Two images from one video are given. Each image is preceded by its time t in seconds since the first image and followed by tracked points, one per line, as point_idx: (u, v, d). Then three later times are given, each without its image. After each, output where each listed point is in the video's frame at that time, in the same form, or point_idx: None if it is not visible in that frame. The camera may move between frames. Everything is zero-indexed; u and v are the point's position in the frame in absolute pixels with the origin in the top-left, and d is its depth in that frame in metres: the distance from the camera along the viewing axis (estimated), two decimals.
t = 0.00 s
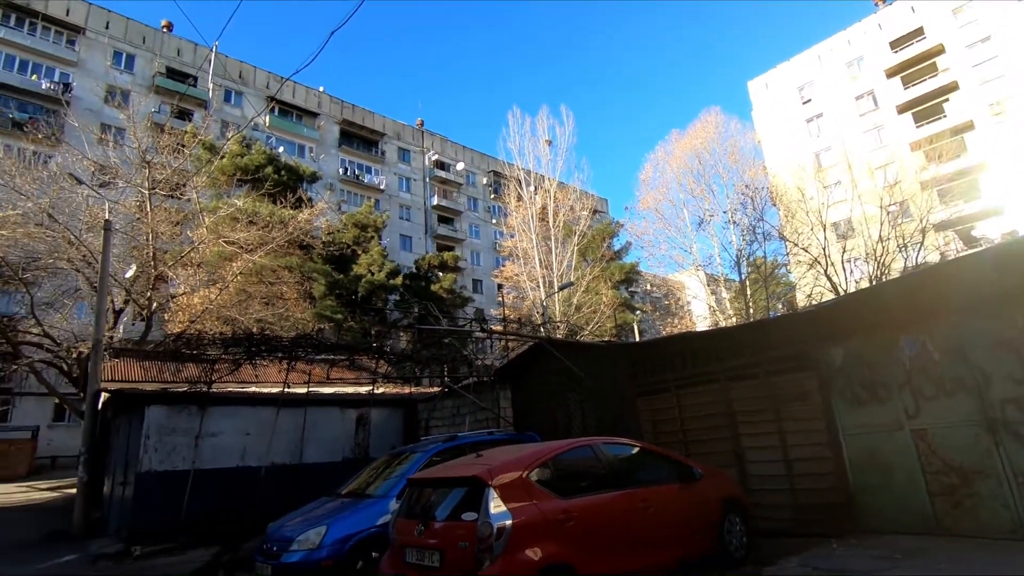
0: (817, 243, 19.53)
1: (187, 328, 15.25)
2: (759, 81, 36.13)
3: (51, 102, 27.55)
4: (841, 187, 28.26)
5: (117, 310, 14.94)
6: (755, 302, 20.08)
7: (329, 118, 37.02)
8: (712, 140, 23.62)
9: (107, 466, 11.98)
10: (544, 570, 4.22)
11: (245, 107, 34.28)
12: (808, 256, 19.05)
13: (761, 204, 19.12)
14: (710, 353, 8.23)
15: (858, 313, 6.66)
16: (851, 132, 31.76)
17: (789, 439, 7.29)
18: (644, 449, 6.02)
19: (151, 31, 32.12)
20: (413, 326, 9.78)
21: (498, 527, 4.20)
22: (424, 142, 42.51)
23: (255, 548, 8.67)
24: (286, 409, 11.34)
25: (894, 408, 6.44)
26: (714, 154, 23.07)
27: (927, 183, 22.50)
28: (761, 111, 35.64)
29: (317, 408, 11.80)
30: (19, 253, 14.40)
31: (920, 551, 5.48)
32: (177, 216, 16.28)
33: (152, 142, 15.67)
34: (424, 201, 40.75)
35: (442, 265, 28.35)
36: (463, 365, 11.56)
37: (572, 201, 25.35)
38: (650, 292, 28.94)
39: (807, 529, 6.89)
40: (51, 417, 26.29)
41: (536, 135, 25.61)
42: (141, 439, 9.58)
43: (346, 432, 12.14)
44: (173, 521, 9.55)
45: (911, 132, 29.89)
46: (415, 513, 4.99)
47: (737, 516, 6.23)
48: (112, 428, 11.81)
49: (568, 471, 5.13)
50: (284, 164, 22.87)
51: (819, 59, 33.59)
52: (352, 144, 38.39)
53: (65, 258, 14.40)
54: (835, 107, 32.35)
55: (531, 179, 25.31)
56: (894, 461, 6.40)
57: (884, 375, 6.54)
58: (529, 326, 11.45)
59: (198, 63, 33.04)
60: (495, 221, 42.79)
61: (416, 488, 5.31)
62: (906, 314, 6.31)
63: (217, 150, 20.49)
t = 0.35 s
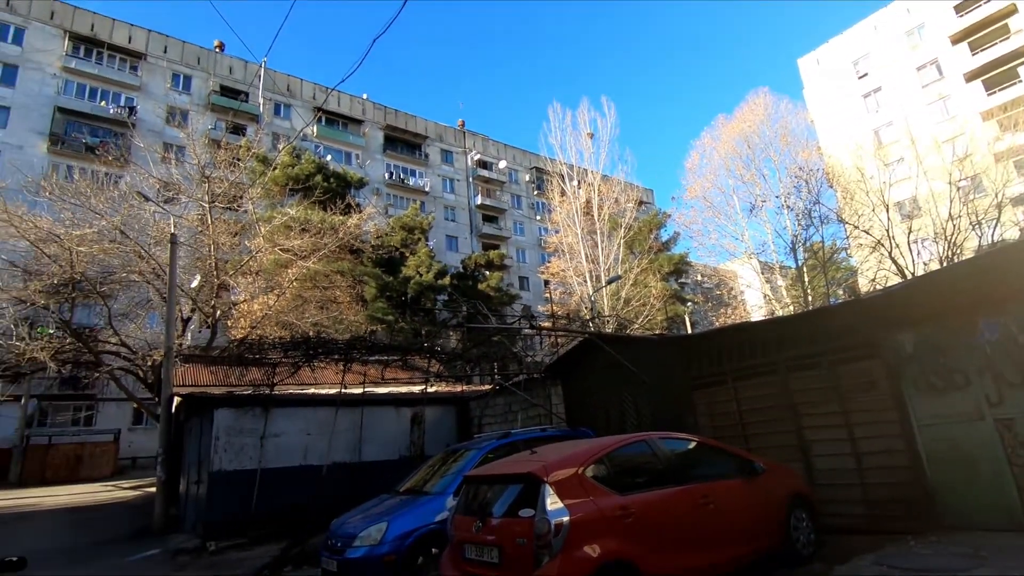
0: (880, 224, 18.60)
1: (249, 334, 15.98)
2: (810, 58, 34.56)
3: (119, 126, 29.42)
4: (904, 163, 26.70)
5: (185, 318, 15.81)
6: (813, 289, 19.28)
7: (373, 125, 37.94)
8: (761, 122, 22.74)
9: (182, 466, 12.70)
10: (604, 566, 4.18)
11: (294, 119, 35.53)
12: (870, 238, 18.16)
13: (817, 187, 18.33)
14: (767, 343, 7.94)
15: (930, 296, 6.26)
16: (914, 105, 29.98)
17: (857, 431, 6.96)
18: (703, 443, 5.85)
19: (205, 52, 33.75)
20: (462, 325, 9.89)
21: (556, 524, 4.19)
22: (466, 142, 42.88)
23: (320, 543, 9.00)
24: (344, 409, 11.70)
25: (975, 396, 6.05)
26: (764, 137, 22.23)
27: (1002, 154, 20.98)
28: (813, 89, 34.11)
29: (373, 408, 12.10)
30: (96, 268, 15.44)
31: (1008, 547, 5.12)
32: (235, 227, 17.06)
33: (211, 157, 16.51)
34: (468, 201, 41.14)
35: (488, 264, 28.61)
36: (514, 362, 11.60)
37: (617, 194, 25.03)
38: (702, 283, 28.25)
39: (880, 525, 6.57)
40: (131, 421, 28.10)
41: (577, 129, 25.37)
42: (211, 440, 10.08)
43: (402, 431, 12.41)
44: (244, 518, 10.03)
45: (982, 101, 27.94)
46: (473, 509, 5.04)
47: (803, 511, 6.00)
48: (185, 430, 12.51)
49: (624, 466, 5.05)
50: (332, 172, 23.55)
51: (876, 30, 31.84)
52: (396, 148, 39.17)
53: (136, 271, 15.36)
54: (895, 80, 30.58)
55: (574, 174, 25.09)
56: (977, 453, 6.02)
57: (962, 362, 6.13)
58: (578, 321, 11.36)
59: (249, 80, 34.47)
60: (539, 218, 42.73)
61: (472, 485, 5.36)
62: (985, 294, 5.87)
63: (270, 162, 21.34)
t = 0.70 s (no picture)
0: (945, 203, 17.52)
1: (304, 337, 16.57)
2: (862, 32, 33.08)
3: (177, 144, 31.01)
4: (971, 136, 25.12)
5: (244, 324, 16.53)
6: (874, 274, 18.36)
7: (414, 128, 38.58)
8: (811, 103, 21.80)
9: (247, 465, 13.29)
10: (663, 564, 4.11)
11: (338, 127, 36.54)
12: (936, 218, 17.11)
13: (875, 167, 17.41)
14: (827, 333, 7.61)
15: (1008, 276, 5.85)
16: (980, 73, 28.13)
17: (930, 423, 6.58)
18: (763, 437, 5.63)
19: (253, 68, 35.16)
20: (509, 323, 9.92)
21: (612, 521, 4.15)
22: (505, 140, 42.98)
23: (379, 539, 9.22)
24: (397, 409, 11.95)
25: None
26: (814, 118, 21.31)
27: None
28: (866, 64, 32.65)
29: (424, 407, 12.31)
30: (161, 280, 16.38)
31: None
32: (287, 235, 17.70)
33: (262, 168, 17.18)
34: (509, 199, 41.23)
35: (532, 261, 28.63)
36: (562, 359, 11.55)
37: (661, 184, 24.52)
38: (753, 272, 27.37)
39: (958, 522, 6.19)
40: (198, 423, 29.60)
41: (618, 120, 25.03)
42: (273, 440, 10.51)
43: (453, 429, 12.57)
44: (306, 515, 10.41)
45: None
46: (528, 506, 5.05)
47: (872, 508, 5.72)
48: (249, 431, 13.08)
49: (681, 462, 4.93)
50: (377, 177, 24.10)
51: None
52: (437, 150, 39.67)
53: (199, 280, 16.19)
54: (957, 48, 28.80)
55: (616, 166, 24.76)
56: None
57: None
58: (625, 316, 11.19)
59: (295, 92, 35.66)
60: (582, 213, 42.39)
61: (526, 482, 5.37)
62: None
63: (318, 171, 22.01)
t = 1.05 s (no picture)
0: None
1: (359, 340, 17.09)
2: None
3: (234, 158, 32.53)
4: None
5: (302, 329, 17.19)
6: (945, 257, 17.26)
7: (456, 130, 39.05)
8: (869, 79, 20.66)
9: (310, 464, 13.83)
10: (726, 563, 4.00)
11: (384, 134, 37.44)
12: (1013, 194, 15.88)
13: (943, 141, 16.31)
14: (896, 321, 7.23)
15: None
16: None
17: (1016, 414, 6.11)
18: (829, 431, 5.35)
19: (301, 81, 36.45)
20: (558, 320, 9.89)
21: (672, 519, 4.06)
22: (548, 137, 42.86)
23: (437, 536, 9.41)
24: (450, 408, 12.12)
25: None
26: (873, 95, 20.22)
27: None
28: (929, 33, 30.76)
29: (477, 405, 12.43)
30: (225, 289, 17.24)
31: None
32: (339, 241, 18.30)
33: (313, 178, 17.80)
34: (554, 195, 41.08)
35: (578, 257, 28.51)
36: (613, 355, 11.42)
37: (709, 173, 23.86)
38: (810, 259, 26.25)
39: None
40: (263, 424, 30.99)
41: (661, 110, 24.52)
42: (334, 441, 10.88)
43: (506, 427, 12.65)
44: (367, 512, 10.75)
45: None
46: (584, 503, 5.00)
47: (951, 504, 5.38)
48: (310, 431, 13.59)
49: (742, 458, 4.75)
50: (423, 180, 24.56)
51: None
52: (480, 150, 40.00)
53: (258, 288, 16.95)
54: None
55: (661, 157, 24.28)
56: None
57: None
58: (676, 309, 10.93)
59: (342, 102, 36.75)
60: (628, 206, 41.79)
61: (582, 479, 5.34)
62: None
63: (365, 177, 22.58)
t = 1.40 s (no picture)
0: None
1: (415, 340, 17.48)
2: None
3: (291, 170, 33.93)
4: None
5: (360, 331, 17.76)
6: None
7: (502, 129, 39.25)
8: (940, 45, 19.22)
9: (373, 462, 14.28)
10: (798, 560, 3.84)
11: (431, 137, 38.08)
12: None
13: None
14: (978, 303, 6.75)
15: None
16: None
17: None
18: (909, 423, 5.01)
19: (350, 91, 37.57)
20: (612, 314, 9.75)
21: (739, 515, 3.93)
22: (594, 130, 42.39)
23: (499, 532, 9.51)
24: (506, 406, 12.20)
25: None
26: (945, 63, 18.92)
27: None
28: None
29: (532, 402, 12.44)
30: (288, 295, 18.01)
31: None
32: (392, 245, 18.79)
33: (365, 184, 18.33)
34: (602, 189, 40.57)
35: (630, 250, 28.10)
36: (670, 348, 11.16)
37: (765, 156, 22.92)
38: (879, 242, 24.83)
39: None
40: (328, 424, 32.20)
41: (711, 94, 23.76)
42: (395, 439, 11.18)
43: (563, 423, 12.60)
44: (430, 509, 11.02)
45: None
46: (647, 499, 4.91)
47: None
48: (372, 430, 13.99)
49: (812, 452, 4.51)
50: (471, 180, 24.85)
51: None
52: (527, 147, 40.03)
53: (318, 293, 17.63)
54: None
55: (714, 143, 23.54)
56: None
57: None
58: (736, 299, 10.50)
59: (390, 108, 37.65)
60: (680, 195, 40.78)
61: (643, 475, 5.24)
62: None
63: (415, 181, 23.02)
